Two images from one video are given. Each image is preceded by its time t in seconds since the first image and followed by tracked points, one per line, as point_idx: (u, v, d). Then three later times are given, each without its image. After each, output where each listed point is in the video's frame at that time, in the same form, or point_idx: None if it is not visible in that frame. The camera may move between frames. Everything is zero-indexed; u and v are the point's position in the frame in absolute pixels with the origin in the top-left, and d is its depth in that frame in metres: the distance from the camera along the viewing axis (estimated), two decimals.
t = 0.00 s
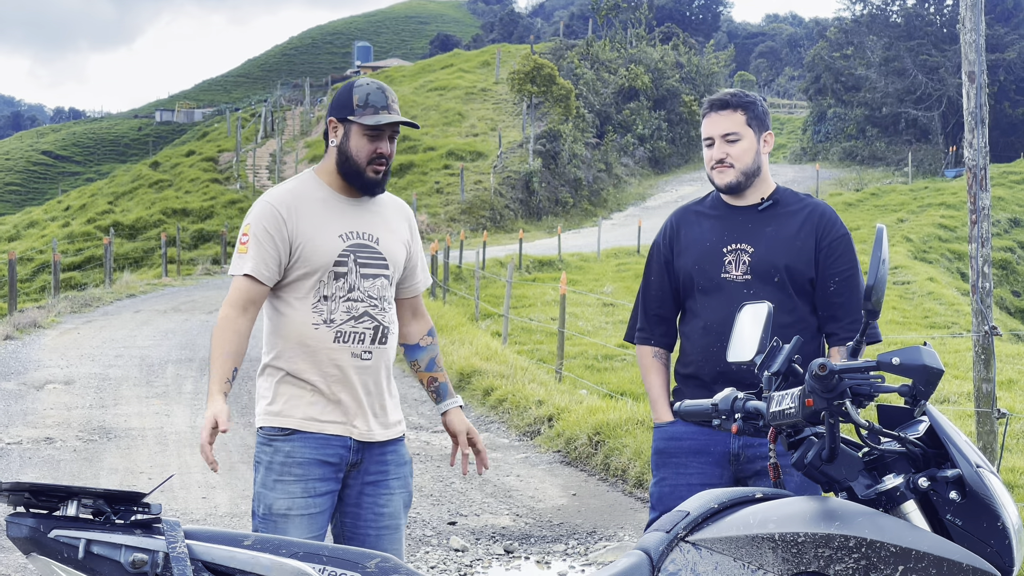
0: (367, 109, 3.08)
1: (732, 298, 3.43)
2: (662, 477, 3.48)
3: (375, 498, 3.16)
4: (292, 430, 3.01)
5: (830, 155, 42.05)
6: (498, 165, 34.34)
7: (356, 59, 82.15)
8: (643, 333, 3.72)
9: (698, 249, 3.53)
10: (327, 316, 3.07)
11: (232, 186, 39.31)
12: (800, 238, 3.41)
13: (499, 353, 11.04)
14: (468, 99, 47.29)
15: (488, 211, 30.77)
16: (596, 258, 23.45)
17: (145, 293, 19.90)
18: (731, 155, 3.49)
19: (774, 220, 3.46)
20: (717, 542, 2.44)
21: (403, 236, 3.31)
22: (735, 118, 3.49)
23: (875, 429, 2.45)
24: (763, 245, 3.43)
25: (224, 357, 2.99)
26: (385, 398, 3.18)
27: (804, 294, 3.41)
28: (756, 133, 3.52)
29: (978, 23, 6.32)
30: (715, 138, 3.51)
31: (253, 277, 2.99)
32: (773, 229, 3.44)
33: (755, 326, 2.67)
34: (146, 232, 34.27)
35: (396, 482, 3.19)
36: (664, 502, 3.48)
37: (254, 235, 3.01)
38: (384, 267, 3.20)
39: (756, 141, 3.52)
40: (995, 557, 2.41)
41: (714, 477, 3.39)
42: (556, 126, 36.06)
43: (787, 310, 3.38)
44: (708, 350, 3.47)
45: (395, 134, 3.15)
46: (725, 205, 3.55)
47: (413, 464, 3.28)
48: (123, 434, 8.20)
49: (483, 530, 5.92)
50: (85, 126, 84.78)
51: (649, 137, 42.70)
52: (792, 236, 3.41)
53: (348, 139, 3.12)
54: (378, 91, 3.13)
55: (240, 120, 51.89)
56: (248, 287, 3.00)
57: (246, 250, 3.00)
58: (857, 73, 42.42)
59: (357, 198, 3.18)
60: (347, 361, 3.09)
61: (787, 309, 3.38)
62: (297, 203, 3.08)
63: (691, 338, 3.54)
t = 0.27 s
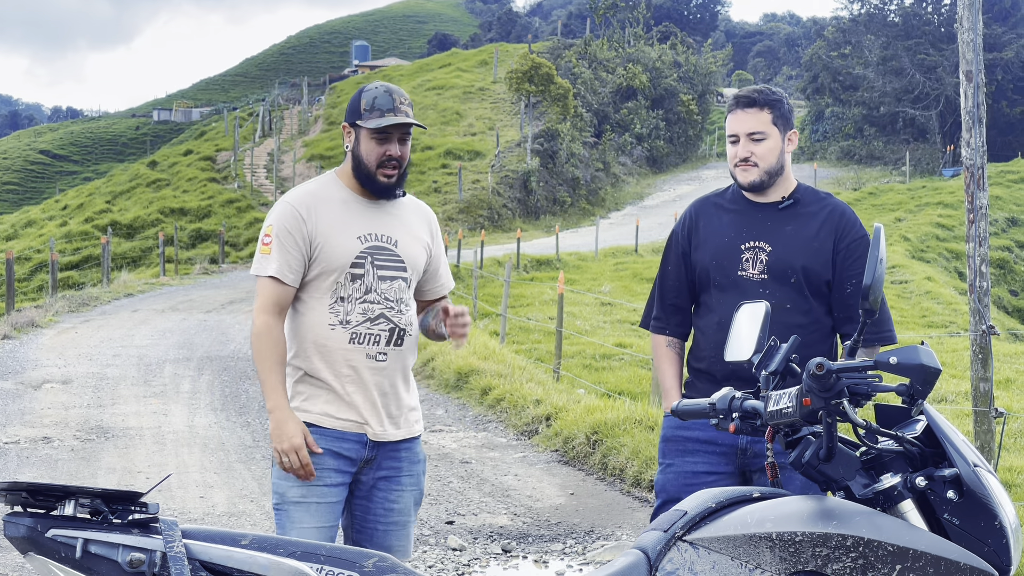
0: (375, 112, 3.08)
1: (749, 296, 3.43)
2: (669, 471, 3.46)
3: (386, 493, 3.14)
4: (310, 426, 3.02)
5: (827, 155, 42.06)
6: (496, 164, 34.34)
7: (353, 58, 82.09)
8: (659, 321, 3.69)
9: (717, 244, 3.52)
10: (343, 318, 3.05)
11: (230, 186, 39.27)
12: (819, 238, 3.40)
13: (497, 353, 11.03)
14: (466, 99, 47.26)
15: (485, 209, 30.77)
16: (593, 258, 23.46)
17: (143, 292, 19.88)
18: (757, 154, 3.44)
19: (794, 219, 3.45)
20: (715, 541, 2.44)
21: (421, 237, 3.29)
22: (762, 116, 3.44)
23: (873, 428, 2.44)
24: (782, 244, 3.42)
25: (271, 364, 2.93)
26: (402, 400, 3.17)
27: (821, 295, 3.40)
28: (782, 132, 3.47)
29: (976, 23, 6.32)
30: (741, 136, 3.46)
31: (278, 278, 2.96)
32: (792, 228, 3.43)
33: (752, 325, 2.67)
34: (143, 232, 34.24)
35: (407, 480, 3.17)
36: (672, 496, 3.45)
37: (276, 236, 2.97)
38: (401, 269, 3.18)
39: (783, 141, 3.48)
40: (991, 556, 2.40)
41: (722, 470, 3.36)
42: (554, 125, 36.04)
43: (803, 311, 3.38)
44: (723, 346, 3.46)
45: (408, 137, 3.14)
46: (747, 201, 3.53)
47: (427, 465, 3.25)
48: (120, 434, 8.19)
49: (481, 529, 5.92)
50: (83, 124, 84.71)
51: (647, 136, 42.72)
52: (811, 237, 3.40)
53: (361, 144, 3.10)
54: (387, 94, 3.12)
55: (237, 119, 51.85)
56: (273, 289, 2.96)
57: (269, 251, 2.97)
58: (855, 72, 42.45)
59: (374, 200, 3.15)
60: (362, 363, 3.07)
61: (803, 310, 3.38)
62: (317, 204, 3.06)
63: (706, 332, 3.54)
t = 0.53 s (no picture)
0: (371, 103, 3.08)
1: (758, 293, 3.42)
2: (678, 471, 3.45)
3: (386, 490, 3.12)
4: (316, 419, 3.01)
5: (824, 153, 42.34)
6: (494, 163, 34.33)
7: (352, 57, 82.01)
8: (664, 318, 3.67)
9: (725, 240, 3.50)
10: (351, 304, 3.05)
11: (227, 185, 39.23)
12: (829, 239, 3.40)
13: (495, 352, 11.02)
14: (464, 98, 47.26)
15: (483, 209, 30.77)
16: (591, 257, 23.46)
17: (141, 291, 19.88)
18: (775, 151, 3.44)
19: (804, 218, 3.44)
20: (713, 540, 2.44)
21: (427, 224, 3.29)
22: (784, 115, 3.42)
23: (871, 426, 2.44)
24: (792, 242, 3.42)
25: (278, 353, 2.92)
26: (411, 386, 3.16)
27: (828, 295, 3.40)
28: (799, 131, 3.47)
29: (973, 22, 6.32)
30: (761, 133, 3.45)
31: (285, 267, 2.97)
32: (801, 227, 3.43)
33: (751, 325, 2.68)
34: (141, 231, 34.20)
35: (407, 479, 3.15)
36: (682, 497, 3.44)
37: (283, 225, 2.98)
38: (408, 256, 3.18)
39: (799, 141, 3.48)
40: (989, 555, 2.40)
41: (729, 470, 3.34)
42: (552, 125, 36.00)
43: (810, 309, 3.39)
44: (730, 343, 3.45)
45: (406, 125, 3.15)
46: (757, 198, 3.52)
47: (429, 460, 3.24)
48: (118, 433, 8.18)
49: (478, 528, 5.91)
50: (81, 124, 84.63)
51: (645, 136, 42.72)
52: (820, 237, 3.41)
53: (360, 135, 3.11)
54: (382, 84, 3.13)
55: (235, 118, 51.80)
56: (281, 278, 2.97)
57: (275, 240, 2.98)
58: (852, 71, 42.46)
59: (381, 189, 3.15)
60: (371, 349, 3.06)
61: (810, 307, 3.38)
62: (324, 195, 3.07)
63: (711, 328, 3.53)
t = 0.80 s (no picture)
0: (371, 101, 3.08)
1: (761, 292, 3.42)
2: (680, 470, 3.45)
3: (381, 489, 3.12)
4: (310, 419, 3.01)
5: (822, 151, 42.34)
6: (492, 163, 34.32)
7: (350, 57, 81.92)
8: (665, 319, 3.67)
9: (729, 239, 3.50)
10: (345, 303, 3.04)
11: (226, 185, 39.19)
12: (832, 237, 3.41)
13: (493, 351, 11.03)
14: (462, 97, 47.24)
15: (481, 208, 30.75)
16: (589, 256, 23.46)
17: (139, 291, 19.85)
18: (777, 150, 3.44)
19: (806, 217, 3.45)
20: (711, 538, 2.44)
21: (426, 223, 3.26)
22: (782, 114, 3.43)
23: (869, 425, 2.44)
24: (796, 240, 3.42)
25: (266, 348, 2.94)
26: (407, 386, 3.15)
27: (832, 293, 3.40)
28: (799, 129, 3.48)
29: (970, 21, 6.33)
30: (761, 131, 3.45)
31: (280, 264, 2.98)
32: (804, 225, 3.43)
33: (749, 324, 2.68)
34: (139, 231, 34.17)
35: (402, 478, 3.14)
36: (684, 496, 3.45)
37: (278, 224, 2.99)
38: (405, 256, 3.17)
39: (799, 138, 3.48)
40: (987, 554, 2.41)
41: (733, 470, 3.34)
42: (550, 124, 35.96)
43: (815, 307, 3.38)
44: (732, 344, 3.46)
45: (405, 122, 3.13)
46: (759, 196, 3.52)
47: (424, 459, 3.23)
48: (116, 432, 8.17)
49: (476, 527, 5.91)
50: (78, 124, 84.45)
51: (643, 135, 42.73)
52: (823, 235, 3.41)
53: (358, 133, 3.11)
54: (381, 82, 3.12)
55: (233, 118, 51.74)
56: (275, 276, 2.98)
57: (271, 239, 2.98)
58: (850, 70, 42.46)
59: (378, 189, 3.15)
60: (367, 348, 3.06)
61: (814, 303, 3.38)
62: (320, 193, 3.07)
63: (715, 329, 3.53)
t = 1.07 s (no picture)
0: (370, 103, 3.04)
1: (764, 292, 3.42)
2: (681, 468, 3.45)
3: (378, 489, 3.10)
4: (303, 421, 3.01)
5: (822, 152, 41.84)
6: (490, 162, 34.32)
7: (348, 56, 81.86)
8: (668, 317, 3.66)
9: (732, 238, 3.50)
10: (339, 304, 3.04)
11: (224, 185, 39.17)
12: (835, 237, 3.40)
13: (492, 351, 11.02)
14: (460, 97, 47.22)
15: (480, 208, 30.74)
16: (588, 256, 23.45)
17: (137, 291, 19.82)
18: (780, 150, 3.44)
19: (810, 216, 3.44)
20: (710, 539, 2.44)
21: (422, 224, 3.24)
22: (785, 113, 3.43)
23: (868, 425, 2.44)
24: (799, 240, 3.42)
25: (258, 351, 2.98)
26: (402, 387, 3.14)
27: (835, 292, 3.40)
28: (803, 129, 3.47)
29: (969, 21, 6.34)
30: (765, 131, 3.44)
31: (273, 266, 2.99)
32: (808, 225, 3.43)
33: (749, 323, 2.68)
34: (137, 231, 34.14)
35: (397, 478, 3.13)
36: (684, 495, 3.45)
37: (273, 226, 3.00)
38: (401, 257, 3.16)
39: (803, 139, 3.48)
40: (986, 554, 2.41)
41: (734, 467, 3.34)
42: (548, 123, 35.91)
43: (818, 307, 3.38)
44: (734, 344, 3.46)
45: (401, 125, 3.10)
46: (761, 196, 3.52)
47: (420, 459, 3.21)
48: (115, 432, 8.16)
49: (475, 527, 5.91)
50: (77, 124, 84.35)
51: (641, 135, 42.74)
52: (827, 235, 3.41)
53: (354, 136, 3.09)
54: (381, 84, 3.09)
55: (232, 117, 51.72)
56: (270, 277, 3.00)
57: (266, 240, 3.00)
58: (848, 70, 42.43)
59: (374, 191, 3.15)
60: (361, 348, 3.06)
61: (817, 303, 3.38)
62: (316, 194, 3.07)
63: (718, 327, 3.53)
